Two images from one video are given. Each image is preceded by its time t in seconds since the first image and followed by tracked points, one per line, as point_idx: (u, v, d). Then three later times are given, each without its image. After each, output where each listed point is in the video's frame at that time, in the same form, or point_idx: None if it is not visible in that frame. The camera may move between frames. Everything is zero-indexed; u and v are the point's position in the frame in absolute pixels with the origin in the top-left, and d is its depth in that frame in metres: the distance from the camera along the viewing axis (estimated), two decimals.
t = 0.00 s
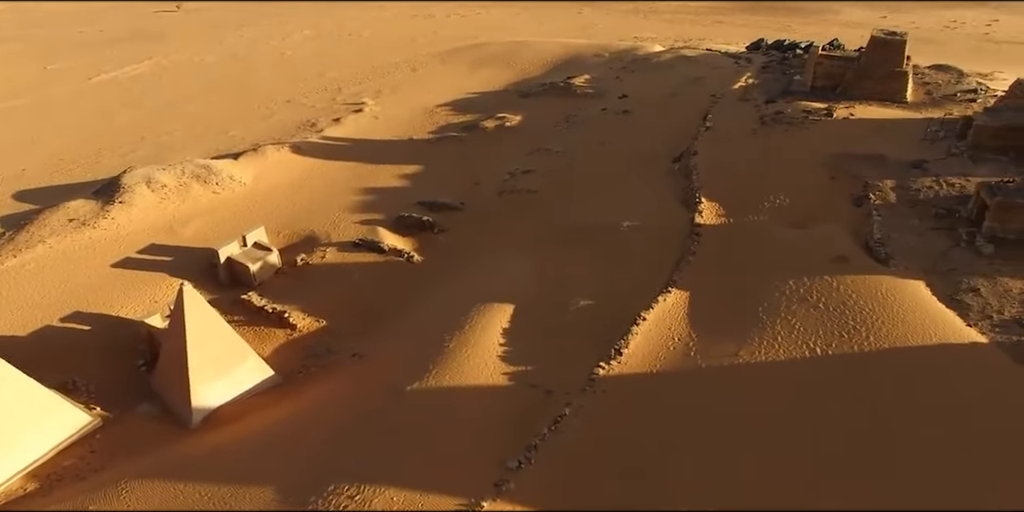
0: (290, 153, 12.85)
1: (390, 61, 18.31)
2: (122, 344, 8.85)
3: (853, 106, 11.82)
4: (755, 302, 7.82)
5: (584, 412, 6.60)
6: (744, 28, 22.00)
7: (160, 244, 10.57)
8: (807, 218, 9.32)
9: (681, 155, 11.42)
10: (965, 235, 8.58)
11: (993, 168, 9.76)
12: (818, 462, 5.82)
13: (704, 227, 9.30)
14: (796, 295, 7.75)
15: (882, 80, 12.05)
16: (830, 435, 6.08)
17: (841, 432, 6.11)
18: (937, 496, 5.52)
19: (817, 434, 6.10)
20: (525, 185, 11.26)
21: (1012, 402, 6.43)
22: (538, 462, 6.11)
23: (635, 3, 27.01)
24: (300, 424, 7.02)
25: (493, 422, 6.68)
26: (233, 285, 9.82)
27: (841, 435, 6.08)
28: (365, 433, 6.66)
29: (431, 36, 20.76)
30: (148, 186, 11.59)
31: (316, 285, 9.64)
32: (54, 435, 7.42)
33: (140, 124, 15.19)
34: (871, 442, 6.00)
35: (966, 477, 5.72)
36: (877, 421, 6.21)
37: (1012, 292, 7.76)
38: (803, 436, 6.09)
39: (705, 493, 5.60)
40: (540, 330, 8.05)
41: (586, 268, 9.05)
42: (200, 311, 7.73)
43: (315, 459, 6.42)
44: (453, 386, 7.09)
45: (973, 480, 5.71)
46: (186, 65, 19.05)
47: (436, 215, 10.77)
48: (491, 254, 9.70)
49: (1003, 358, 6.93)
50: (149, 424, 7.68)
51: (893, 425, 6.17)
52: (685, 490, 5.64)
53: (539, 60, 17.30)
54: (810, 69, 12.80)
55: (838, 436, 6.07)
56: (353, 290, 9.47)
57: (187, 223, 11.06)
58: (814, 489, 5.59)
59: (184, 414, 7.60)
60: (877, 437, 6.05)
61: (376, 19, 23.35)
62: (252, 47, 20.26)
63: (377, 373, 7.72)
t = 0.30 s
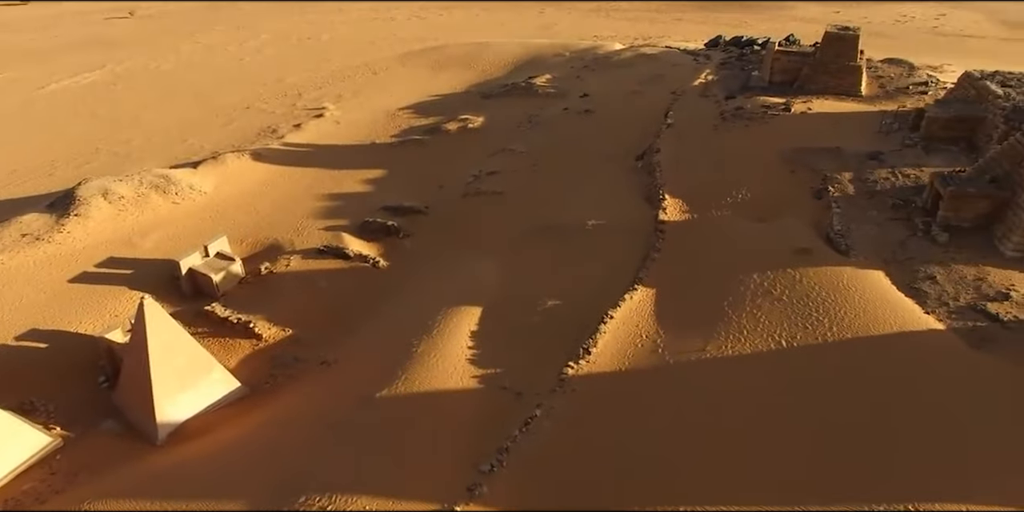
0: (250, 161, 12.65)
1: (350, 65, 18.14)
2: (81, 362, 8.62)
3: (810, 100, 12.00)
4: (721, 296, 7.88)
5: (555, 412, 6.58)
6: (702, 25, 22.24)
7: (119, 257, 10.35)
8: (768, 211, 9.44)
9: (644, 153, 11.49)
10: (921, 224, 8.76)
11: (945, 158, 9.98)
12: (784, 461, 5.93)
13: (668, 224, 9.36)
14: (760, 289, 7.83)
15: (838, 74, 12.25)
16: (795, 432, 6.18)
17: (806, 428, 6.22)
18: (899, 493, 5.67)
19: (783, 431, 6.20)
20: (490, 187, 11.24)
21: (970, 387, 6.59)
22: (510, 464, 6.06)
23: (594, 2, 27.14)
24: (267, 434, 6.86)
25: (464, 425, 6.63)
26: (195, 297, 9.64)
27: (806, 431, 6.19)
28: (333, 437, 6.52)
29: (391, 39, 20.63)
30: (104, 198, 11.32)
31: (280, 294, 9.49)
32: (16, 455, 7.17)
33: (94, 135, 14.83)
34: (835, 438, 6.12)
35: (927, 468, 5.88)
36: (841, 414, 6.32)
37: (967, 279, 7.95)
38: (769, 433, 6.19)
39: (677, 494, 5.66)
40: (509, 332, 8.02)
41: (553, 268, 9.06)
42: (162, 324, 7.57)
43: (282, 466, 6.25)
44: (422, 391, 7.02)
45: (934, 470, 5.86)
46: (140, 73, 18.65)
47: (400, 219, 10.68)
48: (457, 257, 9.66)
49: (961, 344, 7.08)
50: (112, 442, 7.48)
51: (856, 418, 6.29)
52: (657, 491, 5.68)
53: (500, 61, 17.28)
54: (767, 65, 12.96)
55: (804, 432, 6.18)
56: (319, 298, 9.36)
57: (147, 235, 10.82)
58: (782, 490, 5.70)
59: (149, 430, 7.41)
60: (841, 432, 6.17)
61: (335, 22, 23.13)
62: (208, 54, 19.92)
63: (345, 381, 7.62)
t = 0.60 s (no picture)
0: (210, 169, 12.43)
1: (311, 69, 17.94)
2: (39, 379, 8.39)
3: (769, 95, 12.16)
4: (687, 292, 7.94)
5: (526, 414, 6.56)
6: (661, 22, 22.43)
7: (76, 270, 10.09)
8: (731, 207, 9.53)
9: (607, 151, 11.54)
10: (879, 215, 8.92)
11: (900, 150, 10.18)
12: (753, 455, 6.00)
13: (633, 222, 9.41)
14: (725, 283, 7.90)
15: (795, 69, 12.42)
16: (763, 426, 6.25)
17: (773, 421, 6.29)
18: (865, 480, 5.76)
19: (752, 425, 6.27)
20: (454, 189, 11.19)
21: (930, 373, 6.72)
22: (482, 467, 6.02)
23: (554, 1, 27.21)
24: (234, 447, 6.72)
25: (434, 430, 6.57)
26: (157, 309, 9.44)
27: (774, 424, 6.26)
28: (301, 448, 6.41)
29: (351, 42, 20.46)
30: (59, 210, 11.03)
31: (244, 303, 9.33)
32: None
33: (47, 146, 14.44)
34: (802, 429, 6.20)
35: (891, 454, 5.99)
36: (807, 405, 6.41)
37: (924, 267, 8.12)
38: (738, 427, 6.24)
39: (648, 492, 5.68)
40: (477, 336, 7.99)
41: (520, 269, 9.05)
42: (123, 339, 7.40)
43: (249, 477, 6.12)
44: (391, 397, 6.95)
45: (898, 456, 5.97)
46: (94, 81, 18.22)
47: (365, 224, 10.59)
48: (423, 261, 9.59)
49: (921, 332, 7.22)
50: (74, 461, 7.29)
51: (822, 408, 6.38)
52: (629, 489, 5.70)
53: (462, 62, 17.23)
54: (726, 61, 13.10)
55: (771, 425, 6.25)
56: (284, 306, 9.22)
57: (105, 247, 10.57)
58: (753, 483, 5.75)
59: (113, 447, 7.24)
60: (808, 423, 6.25)
61: (293, 27, 22.87)
62: (165, 61, 19.54)
63: (312, 389, 7.51)
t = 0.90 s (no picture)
0: (181, 176, 12.27)
1: (282, 73, 17.78)
2: (8, 394, 8.21)
3: (740, 93, 12.26)
4: (663, 290, 7.97)
5: (505, 416, 6.54)
6: (632, 21, 22.54)
7: (45, 282, 9.90)
8: (705, 204, 9.60)
9: (581, 151, 11.56)
10: (850, 210, 9.02)
11: (869, 145, 10.31)
12: (733, 452, 6.03)
13: (608, 221, 9.44)
14: (701, 281, 7.94)
15: (765, 66, 12.53)
16: (741, 421, 6.29)
17: (751, 416, 6.34)
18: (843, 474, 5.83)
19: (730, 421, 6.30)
20: (429, 191, 11.15)
21: (903, 364, 6.81)
22: (463, 471, 5.98)
23: (526, 2, 27.23)
24: (209, 457, 6.60)
25: (414, 434, 6.51)
26: (130, 320, 9.29)
27: (752, 420, 6.31)
28: (279, 456, 6.32)
29: (322, 45, 20.30)
30: (26, 221, 10.81)
31: (219, 312, 9.21)
32: None
33: (12, 155, 14.14)
34: (780, 423, 6.26)
35: (866, 446, 6.07)
36: (784, 400, 6.46)
37: (895, 261, 8.23)
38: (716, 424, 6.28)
39: (629, 491, 5.70)
40: (455, 339, 7.96)
41: (496, 271, 9.03)
42: (96, 352, 7.22)
43: (226, 485, 6.04)
44: (369, 402, 6.88)
45: (873, 448, 6.04)
46: (59, 88, 17.88)
47: (340, 229, 10.51)
48: (399, 264, 9.55)
49: (893, 325, 7.32)
50: (46, 478, 7.14)
51: (799, 403, 6.44)
52: (609, 488, 5.72)
53: (435, 64, 17.18)
54: (698, 59, 13.18)
55: (749, 420, 6.30)
56: (259, 313, 9.11)
57: (74, 257, 10.38)
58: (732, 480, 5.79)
59: (86, 462, 7.11)
60: (785, 417, 6.31)
61: (263, 30, 22.65)
62: (132, 67, 19.25)
63: (289, 396, 7.42)
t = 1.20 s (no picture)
0: (148, 185, 12.08)
1: (249, 78, 17.58)
2: None
3: (709, 91, 12.35)
4: (637, 289, 7.99)
5: (482, 419, 6.49)
6: (601, 21, 22.64)
7: (8, 296, 9.65)
8: (677, 202, 9.65)
9: (552, 151, 11.58)
10: (819, 205, 9.11)
11: (835, 140, 10.45)
12: (709, 448, 6.07)
13: (581, 221, 9.45)
14: (673, 279, 7.98)
15: (732, 64, 12.63)
16: (717, 417, 6.33)
17: (727, 411, 6.38)
18: (819, 469, 5.88)
19: (706, 418, 6.34)
20: (401, 195, 11.09)
21: (873, 356, 6.90)
22: (441, 476, 5.94)
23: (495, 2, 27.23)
24: (181, 469, 6.48)
25: (390, 440, 6.45)
26: (99, 332, 9.10)
27: (727, 416, 6.34)
28: (253, 465, 6.22)
29: (290, 49, 20.11)
30: None
31: (189, 322, 9.05)
32: None
33: None
34: (755, 418, 6.31)
35: (839, 438, 6.14)
36: (759, 396, 6.51)
37: (863, 254, 8.34)
38: (692, 421, 6.32)
39: (607, 491, 5.71)
40: (429, 343, 7.91)
41: (470, 273, 9.01)
42: (63, 365, 7.08)
43: (199, 495, 5.92)
44: (343, 409, 6.79)
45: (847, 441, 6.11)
46: (19, 96, 17.49)
47: (311, 235, 10.41)
48: (372, 268, 9.49)
49: (864, 317, 7.41)
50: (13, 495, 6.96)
51: (773, 397, 6.49)
52: (587, 489, 5.73)
53: (404, 66, 17.09)
54: (666, 58, 13.26)
55: (725, 416, 6.34)
56: (231, 321, 8.97)
57: (39, 270, 10.14)
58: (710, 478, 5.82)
59: (56, 479, 6.93)
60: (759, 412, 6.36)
61: (229, 35, 22.38)
62: (95, 73, 18.91)
63: (263, 404, 7.31)
